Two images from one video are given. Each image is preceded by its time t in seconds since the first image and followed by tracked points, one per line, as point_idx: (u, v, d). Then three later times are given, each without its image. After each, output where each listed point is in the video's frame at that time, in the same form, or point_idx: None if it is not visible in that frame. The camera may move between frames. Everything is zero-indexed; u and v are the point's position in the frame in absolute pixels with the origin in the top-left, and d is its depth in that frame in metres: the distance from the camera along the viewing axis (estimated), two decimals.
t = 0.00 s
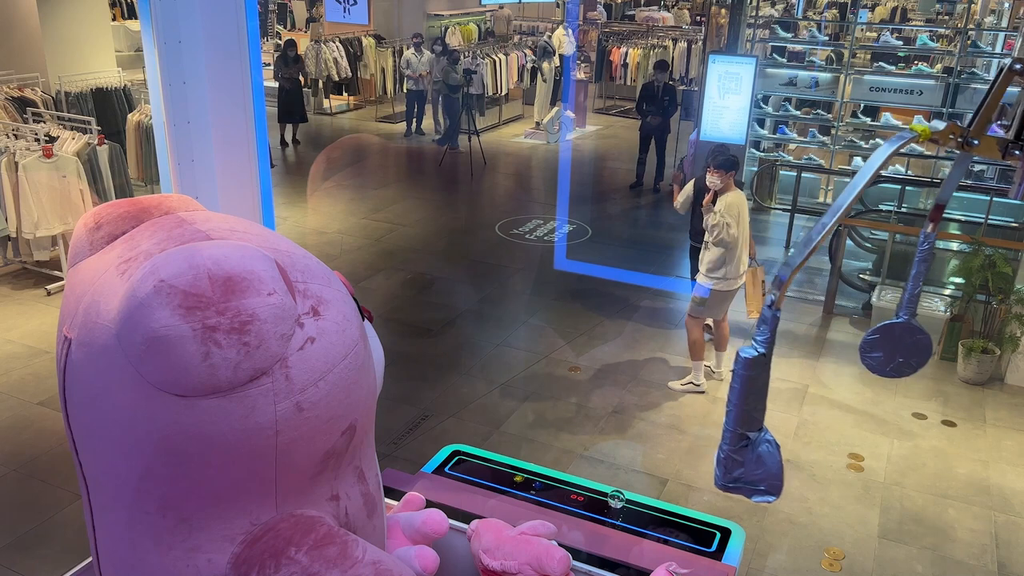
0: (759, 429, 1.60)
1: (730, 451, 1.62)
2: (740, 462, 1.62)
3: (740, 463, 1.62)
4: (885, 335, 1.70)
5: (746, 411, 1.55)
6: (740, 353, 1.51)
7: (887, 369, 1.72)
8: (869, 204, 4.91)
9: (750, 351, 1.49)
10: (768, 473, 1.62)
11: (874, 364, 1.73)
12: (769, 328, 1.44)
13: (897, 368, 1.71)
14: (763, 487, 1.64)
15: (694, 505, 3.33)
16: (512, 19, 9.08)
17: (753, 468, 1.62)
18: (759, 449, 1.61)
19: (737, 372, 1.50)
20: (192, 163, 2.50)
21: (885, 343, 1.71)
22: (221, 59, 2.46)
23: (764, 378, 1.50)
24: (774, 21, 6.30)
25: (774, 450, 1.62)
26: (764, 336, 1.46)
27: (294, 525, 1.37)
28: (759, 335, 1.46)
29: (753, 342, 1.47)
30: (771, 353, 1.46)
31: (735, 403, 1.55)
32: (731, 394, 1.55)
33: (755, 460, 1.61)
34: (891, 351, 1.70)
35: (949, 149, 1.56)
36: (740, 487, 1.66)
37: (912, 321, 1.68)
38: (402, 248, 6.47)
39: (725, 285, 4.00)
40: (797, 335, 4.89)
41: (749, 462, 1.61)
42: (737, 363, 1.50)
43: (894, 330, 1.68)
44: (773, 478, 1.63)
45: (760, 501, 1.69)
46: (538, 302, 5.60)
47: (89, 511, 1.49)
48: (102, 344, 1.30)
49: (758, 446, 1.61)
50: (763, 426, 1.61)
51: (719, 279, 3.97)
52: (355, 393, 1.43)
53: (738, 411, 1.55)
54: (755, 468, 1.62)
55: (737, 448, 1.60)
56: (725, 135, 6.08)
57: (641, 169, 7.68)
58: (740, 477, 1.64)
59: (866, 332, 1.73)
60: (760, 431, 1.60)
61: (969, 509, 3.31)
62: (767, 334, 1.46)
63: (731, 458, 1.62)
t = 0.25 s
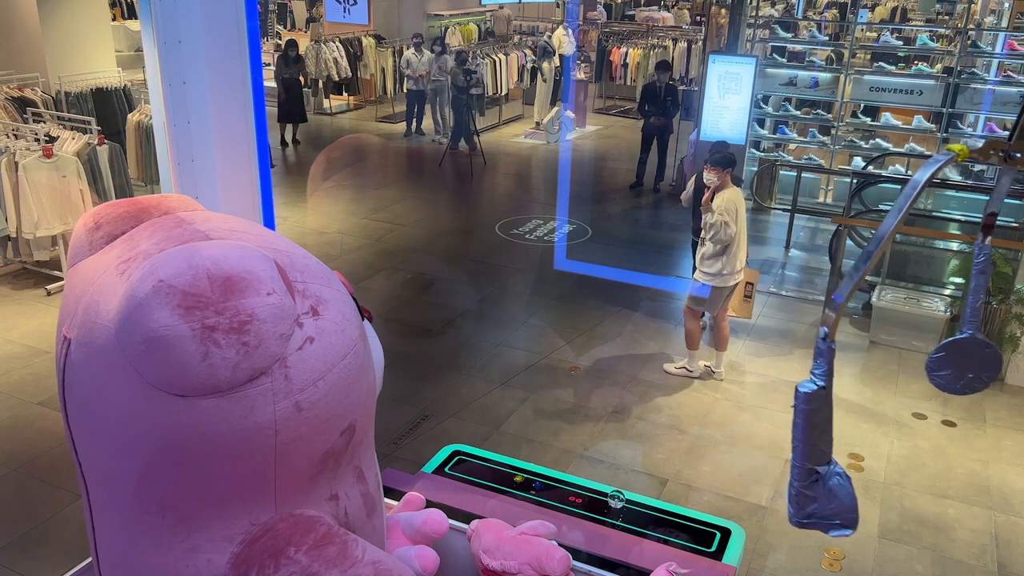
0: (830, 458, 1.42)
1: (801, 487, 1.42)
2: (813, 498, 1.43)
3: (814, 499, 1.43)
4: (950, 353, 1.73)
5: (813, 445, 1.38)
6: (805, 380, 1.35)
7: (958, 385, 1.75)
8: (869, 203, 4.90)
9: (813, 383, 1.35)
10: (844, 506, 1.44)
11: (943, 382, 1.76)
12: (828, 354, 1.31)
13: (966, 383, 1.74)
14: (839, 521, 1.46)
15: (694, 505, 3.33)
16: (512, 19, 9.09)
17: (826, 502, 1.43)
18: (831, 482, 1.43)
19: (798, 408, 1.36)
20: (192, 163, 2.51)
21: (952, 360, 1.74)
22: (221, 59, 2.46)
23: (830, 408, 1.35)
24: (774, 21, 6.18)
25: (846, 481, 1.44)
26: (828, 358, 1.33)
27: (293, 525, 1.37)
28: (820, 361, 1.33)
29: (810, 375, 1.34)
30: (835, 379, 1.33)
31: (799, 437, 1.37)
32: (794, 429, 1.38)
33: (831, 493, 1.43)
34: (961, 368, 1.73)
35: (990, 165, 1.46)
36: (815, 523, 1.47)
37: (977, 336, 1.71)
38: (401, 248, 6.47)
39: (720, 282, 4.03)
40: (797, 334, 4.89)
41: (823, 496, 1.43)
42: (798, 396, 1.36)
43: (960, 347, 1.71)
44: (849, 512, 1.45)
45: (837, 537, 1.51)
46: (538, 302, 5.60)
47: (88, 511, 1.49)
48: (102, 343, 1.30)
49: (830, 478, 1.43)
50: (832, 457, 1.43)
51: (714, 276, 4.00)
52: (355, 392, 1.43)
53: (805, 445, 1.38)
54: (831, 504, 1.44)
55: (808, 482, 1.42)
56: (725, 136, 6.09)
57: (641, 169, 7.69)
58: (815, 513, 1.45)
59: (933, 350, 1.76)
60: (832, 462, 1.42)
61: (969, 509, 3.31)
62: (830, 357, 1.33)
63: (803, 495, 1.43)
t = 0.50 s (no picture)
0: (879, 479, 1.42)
1: (852, 509, 1.43)
2: (866, 520, 1.43)
3: (866, 520, 1.43)
4: (1007, 359, 1.58)
5: (860, 467, 1.38)
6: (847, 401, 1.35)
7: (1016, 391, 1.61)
8: (868, 203, 4.92)
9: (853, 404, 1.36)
10: (897, 525, 1.44)
11: (1001, 387, 1.61)
12: (866, 375, 1.32)
13: None
14: (895, 541, 1.45)
15: (694, 505, 3.34)
16: (512, 19, 9.07)
17: (880, 523, 1.43)
18: (881, 502, 1.43)
19: (840, 429, 1.37)
20: (192, 163, 2.51)
21: (1010, 365, 1.59)
22: (221, 59, 2.46)
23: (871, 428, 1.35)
24: (774, 21, 6.19)
25: (897, 499, 1.44)
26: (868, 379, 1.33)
27: (292, 525, 1.37)
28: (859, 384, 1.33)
29: (851, 397, 1.35)
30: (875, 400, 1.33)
31: (846, 460, 1.38)
32: (840, 450, 1.39)
33: (882, 513, 1.43)
34: (1018, 373, 1.58)
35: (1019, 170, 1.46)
36: (871, 545, 1.46)
37: None
38: (401, 248, 6.47)
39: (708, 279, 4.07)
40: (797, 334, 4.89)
41: (875, 516, 1.43)
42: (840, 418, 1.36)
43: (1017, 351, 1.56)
44: (903, 531, 1.45)
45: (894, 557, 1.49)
46: (538, 302, 5.60)
47: (87, 511, 1.49)
48: (100, 343, 1.30)
49: (881, 497, 1.43)
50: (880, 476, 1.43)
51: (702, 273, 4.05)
52: (353, 392, 1.43)
53: (851, 467, 1.38)
54: (882, 524, 1.43)
55: (859, 504, 1.42)
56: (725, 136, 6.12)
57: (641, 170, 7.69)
58: (870, 534, 1.44)
59: (988, 355, 1.61)
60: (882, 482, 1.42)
61: (969, 509, 3.31)
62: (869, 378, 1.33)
63: (856, 517, 1.43)
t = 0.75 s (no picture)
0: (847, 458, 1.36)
1: (817, 488, 1.37)
2: (830, 500, 1.37)
3: (831, 501, 1.37)
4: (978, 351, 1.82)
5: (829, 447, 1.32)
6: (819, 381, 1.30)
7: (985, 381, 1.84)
8: (868, 203, 4.88)
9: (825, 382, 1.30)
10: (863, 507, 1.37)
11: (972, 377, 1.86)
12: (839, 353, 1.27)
13: (996, 378, 1.83)
14: (856, 521, 1.38)
15: (694, 505, 3.34)
16: (512, 19, 9.09)
17: (844, 504, 1.37)
18: (848, 483, 1.36)
19: (811, 411, 1.31)
20: (192, 163, 2.51)
21: (980, 356, 1.82)
22: (221, 59, 2.46)
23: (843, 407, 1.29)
24: (774, 22, 6.24)
25: (863, 480, 1.38)
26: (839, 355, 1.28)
27: (292, 525, 1.37)
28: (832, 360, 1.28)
29: (823, 379, 1.30)
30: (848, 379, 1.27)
31: (814, 439, 1.32)
32: (809, 429, 1.33)
33: (850, 495, 1.36)
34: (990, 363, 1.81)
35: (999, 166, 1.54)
36: (834, 524, 1.40)
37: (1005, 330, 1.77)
38: (402, 248, 6.48)
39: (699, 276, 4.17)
40: (797, 334, 4.89)
41: (842, 497, 1.37)
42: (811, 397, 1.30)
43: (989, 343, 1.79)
44: (868, 514, 1.38)
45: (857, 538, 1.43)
46: (538, 302, 5.60)
47: (88, 511, 1.49)
48: (101, 343, 1.30)
49: (848, 479, 1.37)
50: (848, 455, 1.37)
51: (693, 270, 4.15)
52: (354, 392, 1.43)
53: (818, 445, 1.33)
54: (848, 507, 1.37)
55: (824, 484, 1.36)
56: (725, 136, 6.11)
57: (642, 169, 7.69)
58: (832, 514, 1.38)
59: (962, 346, 1.86)
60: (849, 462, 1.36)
61: (969, 509, 3.31)
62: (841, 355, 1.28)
63: (820, 496, 1.37)
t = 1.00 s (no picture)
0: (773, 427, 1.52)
1: (743, 449, 1.54)
2: (753, 461, 1.54)
3: (753, 460, 1.54)
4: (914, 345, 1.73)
5: (757, 411, 1.47)
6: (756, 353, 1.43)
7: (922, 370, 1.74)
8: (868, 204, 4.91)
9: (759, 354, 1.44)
10: (781, 471, 1.54)
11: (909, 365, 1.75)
12: (779, 323, 1.40)
13: (932, 369, 1.72)
14: (776, 485, 1.56)
15: (694, 505, 3.34)
16: (512, 19, 9.07)
17: (766, 466, 1.54)
18: (771, 448, 1.53)
19: (744, 373, 1.44)
20: (192, 163, 2.51)
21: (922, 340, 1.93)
22: (221, 59, 2.46)
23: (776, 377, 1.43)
24: (774, 22, 6.26)
25: (784, 449, 1.54)
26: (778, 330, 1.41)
27: (292, 525, 1.37)
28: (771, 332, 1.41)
29: (761, 341, 1.42)
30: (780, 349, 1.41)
31: (746, 402, 1.47)
32: (741, 392, 1.48)
33: (770, 458, 1.54)
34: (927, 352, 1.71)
35: (960, 151, 1.54)
36: (754, 485, 1.58)
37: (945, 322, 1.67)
38: (402, 248, 6.48)
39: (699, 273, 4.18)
40: (798, 334, 4.89)
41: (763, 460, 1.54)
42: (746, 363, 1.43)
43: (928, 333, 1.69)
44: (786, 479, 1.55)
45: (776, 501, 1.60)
46: (538, 302, 5.60)
47: (88, 511, 1.49)
48: (101, 343, 1.30)
49: (770, 443, 1.54)
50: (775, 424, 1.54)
51: (693, 266, 4.16)
52: (354, 392, 1.44)
53: (750, 409, 1.48)
54: (768, 467, 1.54)
55: (750, 446, 1.53)
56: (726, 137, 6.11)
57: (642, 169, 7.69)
58: (755, 475, 1.56)
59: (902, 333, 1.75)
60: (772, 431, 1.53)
61: (969, 509, 3.31)
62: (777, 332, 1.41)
63: (744, 457, 1.54)
